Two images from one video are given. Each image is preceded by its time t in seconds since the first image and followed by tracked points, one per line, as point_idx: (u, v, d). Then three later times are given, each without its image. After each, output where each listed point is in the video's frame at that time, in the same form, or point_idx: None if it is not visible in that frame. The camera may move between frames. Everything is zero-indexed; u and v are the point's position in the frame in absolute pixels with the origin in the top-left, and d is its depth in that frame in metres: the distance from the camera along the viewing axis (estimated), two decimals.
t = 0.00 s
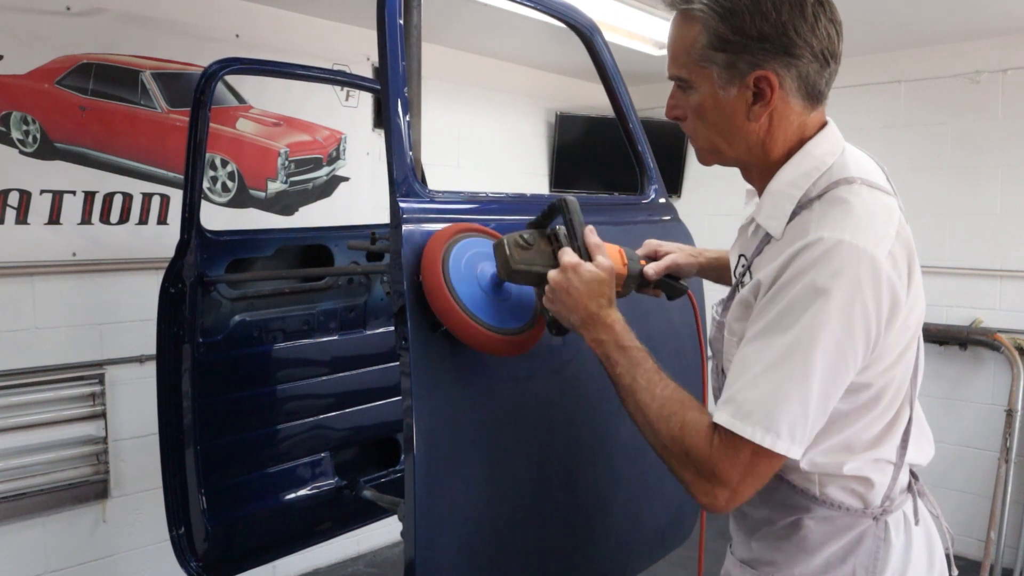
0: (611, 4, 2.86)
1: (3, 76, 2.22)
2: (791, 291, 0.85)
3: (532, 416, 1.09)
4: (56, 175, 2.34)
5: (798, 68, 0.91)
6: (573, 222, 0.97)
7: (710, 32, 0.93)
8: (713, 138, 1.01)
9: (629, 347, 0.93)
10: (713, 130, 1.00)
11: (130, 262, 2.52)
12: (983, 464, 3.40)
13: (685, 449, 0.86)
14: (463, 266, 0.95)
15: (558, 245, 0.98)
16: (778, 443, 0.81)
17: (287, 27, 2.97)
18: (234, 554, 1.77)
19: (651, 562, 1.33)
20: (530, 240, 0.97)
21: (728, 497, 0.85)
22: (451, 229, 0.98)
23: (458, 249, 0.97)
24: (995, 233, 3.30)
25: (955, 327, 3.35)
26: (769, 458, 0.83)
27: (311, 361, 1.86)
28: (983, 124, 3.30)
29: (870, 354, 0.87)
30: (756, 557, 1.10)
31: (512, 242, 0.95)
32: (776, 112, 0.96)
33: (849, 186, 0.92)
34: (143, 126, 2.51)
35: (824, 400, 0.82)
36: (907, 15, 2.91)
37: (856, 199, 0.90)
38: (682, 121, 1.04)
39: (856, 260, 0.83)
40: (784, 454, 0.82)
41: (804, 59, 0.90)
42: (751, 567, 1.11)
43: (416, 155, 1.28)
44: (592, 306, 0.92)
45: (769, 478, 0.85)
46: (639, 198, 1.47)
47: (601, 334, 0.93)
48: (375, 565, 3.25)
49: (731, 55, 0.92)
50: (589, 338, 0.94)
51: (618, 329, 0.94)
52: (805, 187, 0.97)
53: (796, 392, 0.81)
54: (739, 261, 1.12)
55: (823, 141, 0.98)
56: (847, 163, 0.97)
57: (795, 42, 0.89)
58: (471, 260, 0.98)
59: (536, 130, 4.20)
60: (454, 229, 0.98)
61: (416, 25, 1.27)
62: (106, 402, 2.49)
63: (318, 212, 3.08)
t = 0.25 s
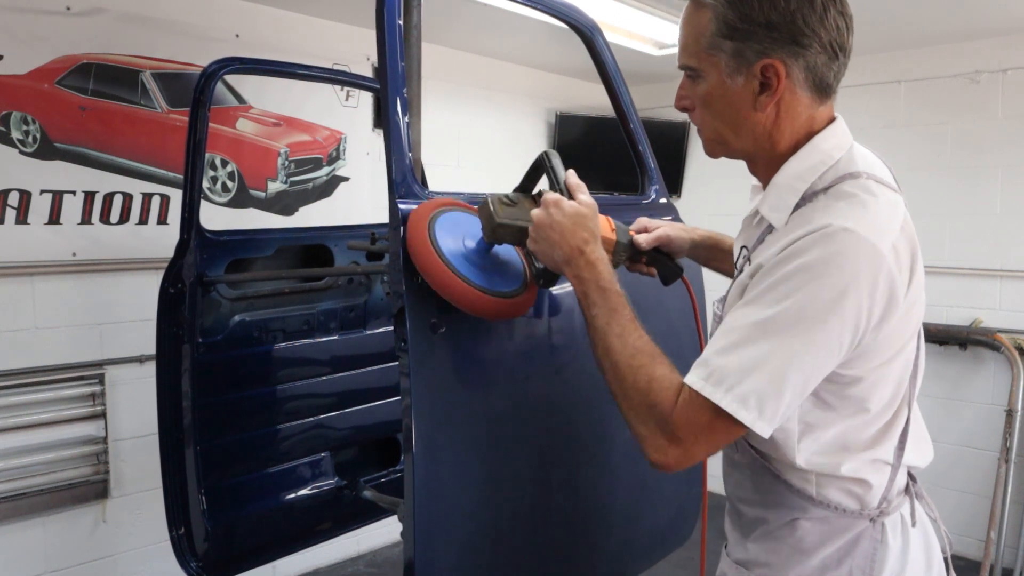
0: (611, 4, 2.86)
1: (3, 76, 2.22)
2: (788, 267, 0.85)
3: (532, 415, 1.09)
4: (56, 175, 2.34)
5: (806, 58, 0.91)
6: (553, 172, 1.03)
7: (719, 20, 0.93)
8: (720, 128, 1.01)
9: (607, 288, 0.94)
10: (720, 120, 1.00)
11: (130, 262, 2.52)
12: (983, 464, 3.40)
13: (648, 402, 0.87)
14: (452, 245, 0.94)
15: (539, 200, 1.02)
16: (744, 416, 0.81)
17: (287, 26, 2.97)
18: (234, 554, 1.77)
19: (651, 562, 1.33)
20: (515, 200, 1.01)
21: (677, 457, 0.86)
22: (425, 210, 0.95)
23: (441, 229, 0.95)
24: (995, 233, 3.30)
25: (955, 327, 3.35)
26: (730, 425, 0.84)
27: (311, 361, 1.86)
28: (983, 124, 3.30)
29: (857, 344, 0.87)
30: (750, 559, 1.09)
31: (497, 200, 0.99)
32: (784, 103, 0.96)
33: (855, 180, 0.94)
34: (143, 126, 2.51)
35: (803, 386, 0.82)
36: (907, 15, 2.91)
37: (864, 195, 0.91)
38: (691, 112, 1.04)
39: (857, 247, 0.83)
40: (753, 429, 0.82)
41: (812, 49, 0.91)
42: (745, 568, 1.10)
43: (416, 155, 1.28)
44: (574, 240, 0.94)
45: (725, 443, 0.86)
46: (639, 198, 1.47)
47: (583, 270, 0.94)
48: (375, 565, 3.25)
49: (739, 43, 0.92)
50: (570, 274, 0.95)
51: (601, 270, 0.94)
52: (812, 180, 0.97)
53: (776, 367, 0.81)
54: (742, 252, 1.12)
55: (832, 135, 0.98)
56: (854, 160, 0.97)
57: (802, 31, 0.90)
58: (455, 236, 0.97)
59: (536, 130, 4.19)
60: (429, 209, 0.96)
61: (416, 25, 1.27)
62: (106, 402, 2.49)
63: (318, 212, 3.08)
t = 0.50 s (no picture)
0: (611, 4, 2.87)
1: (3, 76, 2.22)
2: (791, 253, 0.86)
3: (533, 415, 1.09)
4: (56, 175, 2.33)
5: (807, 52, 0.91)
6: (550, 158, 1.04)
7: (723, 14, 0.94)
8: (724, 123, 1.01)
9: (607, 265, 0.94)
10: (724, 115, 1.00)
11: (130, 262, 2.52)
12: (983, 463, 3.40)
13: (639, 375, 0.87)
14: (458, 240, 0.95)
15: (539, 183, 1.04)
16: (738, 395, 0.82)
17: (287, 26, 2.97)
18: (234, 554, 1.77)
19: (651, 562, 1.33)
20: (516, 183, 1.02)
21: (663, 431, 0.85)
22: (422, 208, 0.94)
23: (443, 224, 0.94)
24: (995, 233, 3.30)
25: (955, 328, 3.35)
26: (721, 404, 0.84)
27: (311, 361, 1.86)
28: (983, 124, 3.30)
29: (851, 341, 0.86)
30: (750, 559, 1.09)
31: (498, 182, 1.00)
32: (787, 97, 0.96)
33: (861, 175, 0.94)
34: (143, 126, 2.51)
35: (802, 372, 0.83)
36: (907, 15, 2.91)
37: (870, 189, 0.91)
38: (698, 108, 1.04)
39: (863, 237, 0.83)
40: (747, 411, 0.82)
41: (813, 44, 0.91)
42: (744, 568, 1.10)
43: (416, 155, 1.27)
44: (574, 215, 0.95)
45: (714, 424, 0.86)
46: (639, 198, 1.47)
47: (582, 246, 0.94)
48: (375, 565, 3.25)
49: (740, 38, 0.93)
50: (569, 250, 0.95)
51: (601, 248, 0.94)
52: (817, 175, 0.97)
53: (772, 350, 0.82)
54: (744, 247, 1.12)
55: (837, 131, 0.98)
56: (860, 157, 0.98)
57: (803, 25, 0.90)
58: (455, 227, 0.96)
59: (536, 130, 4.19)
60: (425, 206, 0.94)
61: (416, 25, 1.27)
62: (106, 402, 2.49)
63: (318, 212, 3.08)
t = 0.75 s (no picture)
0: (611, 4, 2.87)
1: (3, 76, 2.23)
2: (800, 264, 0.85)
3: (533, 416, 1.09)
4: (56, 175, 2.33)
5: (808, 54, 0.91)
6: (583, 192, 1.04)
7: (723, 18, 0.94)
8: (727, 125, 1.01)
9: (633, 310, 0.94)
10: (727, 117, 1.00)
11: (130, 262, 2.52)
12: (983, 464, 3.40)
13: (679, 410, 0.87)
14: (485, 270, 0.97)
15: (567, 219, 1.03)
16: (772, 411, 0.81)
17: (287, 26, 2.97)
18: (234, 554, 1.77)
19: (651, 562, 1.33)
20: (541, 214, 1.01)
21: (714, 464, 0.84)
22: (448, 244, 0.94)
23: (471, 258, 0.96)
24: (995, 233, 3.30)
25: (955, 328, 3.35)
26: (763, 427, 0.84)
27: (311, 361, 1.86)
28: (983, 124, 3.30)
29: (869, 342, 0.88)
30: (755, 556, 1.09)
31: (524, 214, 0.99)
32: (788, 98, 0.96)
33: (863, 176, 0.94)
34: (143, 126, 2.51)
35: (824, 379, 0.83)
36: (907, 15, 2.91)
37: (871, 187, 0.92)
38: (701, 112, 1.05)
39: (867, 238, 0.83)
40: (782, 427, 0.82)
41: (814, 44, 0.91)
42: (749, 565, 1.10)
43: (416, 155, 1.27)
44: (599, 267, 0.95)
45: (759, 449, 0.85)
46: (639, 198, 1.47)
47: (606, 294, 0.95)
48: (375, 565, 3.25)
49: (742, 40, 0.93)
50: (593, 298, 0.96)
51: (626, 295, 0.95)
52: (820, 176, 0.97)
53: (799, 364, 0.82)
54: (750, 251, 1.12)
55: (838, 132, 0.98)
56: (862, 158, 0.98)
57: (803, 27, 0.90)
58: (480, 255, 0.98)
59: (536, 130, 4.19)
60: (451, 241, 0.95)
61: (416, 25, 1.27)
62: (106, 402, 2.49)
63: (318, 212, 3.08)
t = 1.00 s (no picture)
0: (611, 4, 2.87)
1: (3, 77, 2.23)
2: (804, 281, 0.85)
3: (533, 418, 1.09)
4: (56, 175, 2.34)
5: (806, 60, 0.92)
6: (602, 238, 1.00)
7: (722, 25, 0.95)
8: (726, 131, 1.01)
9: (645, 358, 0.94)
10: (727, 123, 1.00)
11: (130, 262, 2.52)
12: (983, 464, 3.40)
13: (710, 449, 0.86)
14: (501, 310, 0.99)
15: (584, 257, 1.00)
16: (796, 429, 0.81)
17: (287, 26, 2.97)
18: (234, 554, 1.77)
19: (651, 563, 1.33)
20: (555, 250, 0.99)
21: (758, 490, 0.85)
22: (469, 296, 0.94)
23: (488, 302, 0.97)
24: (995, 233, 3.30)
25: (955, 328, 3.35)
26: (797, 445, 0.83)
27: (311, 361, 1.86)
28: (983, 124, 3.30)
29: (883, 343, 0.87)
30: (759, 552, 1.09)
31: (540, 249, 0.97)
32: (787, 104, 0.96)
33: (858, 182, 0.93)
34: (143, 126, 2.51)
35: (838, 389, 0.83)
36: (907, 15, 2.91)
37: (864, 193, 0.91)
38: (700, 119, 1.05)
39: (862, 247, 0.83)
40: (808, 441, 0.82)
41: (813, 51, 0.91)
42: (754, 562, 1.11)
43: (416, 156, 1.27)
44: (610, 326, 0.94)
45: (798, 468, 0.85)
46: (639, 198, 1.46)
47: (618, 349, 0.94)
48: (375, 565, 3.25)
49: (742, 47, 0.93)
50: (604, 353, 0.95)
51: (635, 344, 0.95)
52: (817, 182, 0.97)
53: (814, 377, 0.81)
54: (751, 257, 1.13)
55: (835, 138, 0.98)
56: (858, 162, 0.97)
57: (802, 33, 0.90)
58: (494, 291, 0.99)
59: (536, 130, 4.19)
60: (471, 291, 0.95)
61: (416, 25, 1.27)
62: (106, 402, 2.49)
63: (318, 212, 3.08)
